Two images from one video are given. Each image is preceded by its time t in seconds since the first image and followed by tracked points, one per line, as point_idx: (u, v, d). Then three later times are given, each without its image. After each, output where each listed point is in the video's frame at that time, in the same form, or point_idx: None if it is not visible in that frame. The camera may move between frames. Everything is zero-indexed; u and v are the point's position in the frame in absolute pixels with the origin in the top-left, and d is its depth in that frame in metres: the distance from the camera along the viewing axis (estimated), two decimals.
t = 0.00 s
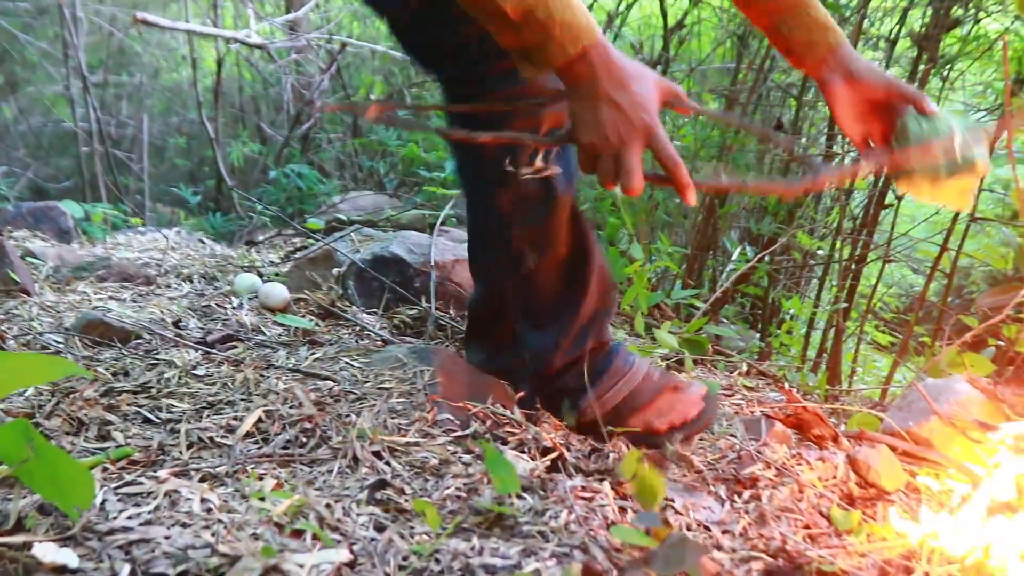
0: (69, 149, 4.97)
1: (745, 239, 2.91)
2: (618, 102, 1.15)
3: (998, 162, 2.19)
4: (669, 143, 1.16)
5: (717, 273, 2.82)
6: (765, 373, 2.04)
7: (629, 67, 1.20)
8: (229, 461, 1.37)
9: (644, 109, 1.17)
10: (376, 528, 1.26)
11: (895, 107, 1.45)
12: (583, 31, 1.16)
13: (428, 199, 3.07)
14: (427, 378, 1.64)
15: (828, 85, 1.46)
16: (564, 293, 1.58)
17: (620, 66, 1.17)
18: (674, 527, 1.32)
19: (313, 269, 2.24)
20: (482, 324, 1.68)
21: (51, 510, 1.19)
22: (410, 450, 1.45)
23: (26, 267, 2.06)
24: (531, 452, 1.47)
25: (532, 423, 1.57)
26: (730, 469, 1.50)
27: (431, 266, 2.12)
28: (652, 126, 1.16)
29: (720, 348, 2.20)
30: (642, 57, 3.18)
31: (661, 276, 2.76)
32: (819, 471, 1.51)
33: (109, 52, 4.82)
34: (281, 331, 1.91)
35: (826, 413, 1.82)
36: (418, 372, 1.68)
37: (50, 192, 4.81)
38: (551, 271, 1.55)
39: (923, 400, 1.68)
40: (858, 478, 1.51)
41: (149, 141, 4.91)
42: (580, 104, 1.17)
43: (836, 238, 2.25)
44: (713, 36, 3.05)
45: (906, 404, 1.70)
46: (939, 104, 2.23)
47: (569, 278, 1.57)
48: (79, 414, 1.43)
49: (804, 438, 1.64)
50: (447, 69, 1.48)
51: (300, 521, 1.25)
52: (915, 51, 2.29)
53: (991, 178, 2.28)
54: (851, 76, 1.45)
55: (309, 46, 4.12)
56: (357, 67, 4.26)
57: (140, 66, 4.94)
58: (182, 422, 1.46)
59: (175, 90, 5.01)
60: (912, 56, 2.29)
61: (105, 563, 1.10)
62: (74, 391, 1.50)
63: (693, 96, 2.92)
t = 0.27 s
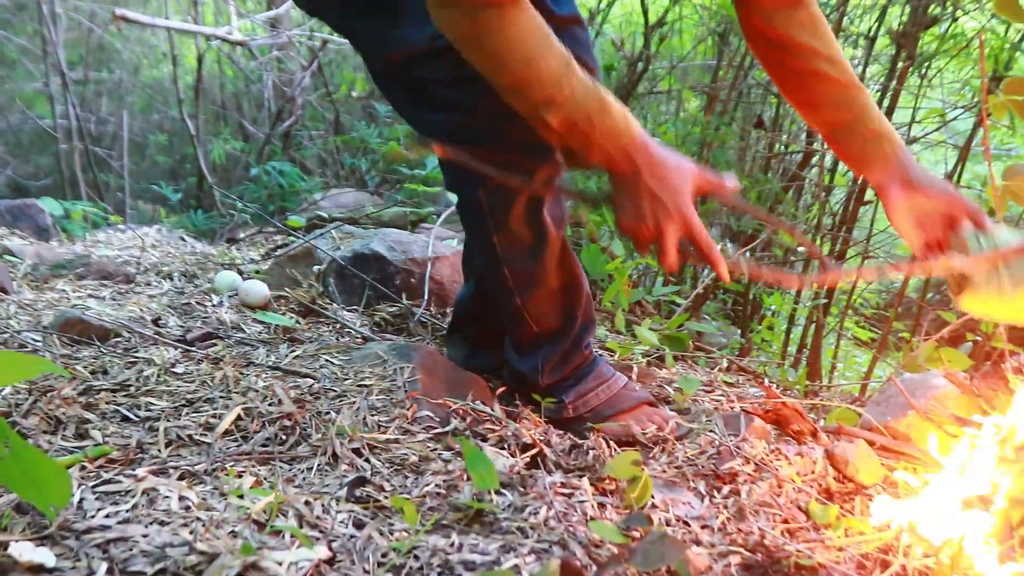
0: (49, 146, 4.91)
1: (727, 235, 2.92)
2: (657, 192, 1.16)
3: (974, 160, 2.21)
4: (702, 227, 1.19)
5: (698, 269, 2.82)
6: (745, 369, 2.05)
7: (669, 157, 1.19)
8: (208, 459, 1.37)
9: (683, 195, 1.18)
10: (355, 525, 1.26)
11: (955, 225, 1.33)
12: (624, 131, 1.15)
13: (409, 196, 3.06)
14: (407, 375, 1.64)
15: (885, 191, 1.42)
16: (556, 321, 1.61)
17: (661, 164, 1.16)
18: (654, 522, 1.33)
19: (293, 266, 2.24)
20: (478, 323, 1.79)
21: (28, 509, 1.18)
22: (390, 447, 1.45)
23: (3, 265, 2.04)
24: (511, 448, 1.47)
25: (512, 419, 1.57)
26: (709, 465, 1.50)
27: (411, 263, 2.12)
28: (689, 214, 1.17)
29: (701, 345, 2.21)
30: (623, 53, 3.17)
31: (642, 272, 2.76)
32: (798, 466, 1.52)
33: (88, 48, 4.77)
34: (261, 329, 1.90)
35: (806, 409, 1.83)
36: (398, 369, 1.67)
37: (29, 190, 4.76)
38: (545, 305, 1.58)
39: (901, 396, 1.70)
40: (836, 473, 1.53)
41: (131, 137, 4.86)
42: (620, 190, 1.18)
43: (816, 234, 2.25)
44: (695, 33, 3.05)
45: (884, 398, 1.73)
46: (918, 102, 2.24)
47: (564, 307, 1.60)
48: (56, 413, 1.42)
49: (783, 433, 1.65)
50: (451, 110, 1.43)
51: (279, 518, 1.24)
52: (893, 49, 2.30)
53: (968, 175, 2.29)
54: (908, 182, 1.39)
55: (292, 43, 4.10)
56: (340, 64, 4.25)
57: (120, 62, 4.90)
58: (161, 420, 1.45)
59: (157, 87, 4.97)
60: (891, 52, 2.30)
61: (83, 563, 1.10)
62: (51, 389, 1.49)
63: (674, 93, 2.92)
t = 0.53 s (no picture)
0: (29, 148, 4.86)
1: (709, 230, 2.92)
2: (707, 289, 1.20)
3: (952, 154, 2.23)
4: (751, 323, 1.24)
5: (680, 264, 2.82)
6: (727, 363, 2.06)
7: (715, 253, 1.21)
8: (188, 459, 1.36)
9: (733, 291, 1.22)
10: (336, 523, 1.26)
11: (999, 310, 1.35)
12: (673, 231, 1.16)
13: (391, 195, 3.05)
14: (388, 373, 1.64)
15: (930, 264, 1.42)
16: (563, 330, 1.56)
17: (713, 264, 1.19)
18: (635, 516, 1.33)
19: (274, 265, 2.23)
20: (469, 326, 1.74)
21: (5, 512, 1.17)
22: (371, 445, 1.45)
23: None
24: (492, 444, 1.47)
25: (493, 416, 1.57)
26: (691, 459, 1.50)
27: (392, 261, 2.11)
28: (738, 310, 1.22)
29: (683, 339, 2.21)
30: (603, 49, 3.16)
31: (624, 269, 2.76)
32: (779, 458, 1.53)
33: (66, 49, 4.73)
34: (242, 329, 1.90)
35: (787, 402, 1.83)
36: (379, 367, 1.67)
37: (9, 192, 4.71)
38: (556, 319, 1.53)
39: (880, 388, 1.72)
40: (817, 464, 1.54)
41: (110, 138, 4.82)
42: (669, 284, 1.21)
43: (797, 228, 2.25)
44: (675, 28, 3.05)
45: (864, 390, 1.74)
46: (896, 95, 2.25)
47: (573, 321, 1.55)
48: (34, 415, 1.41)
49: (764, 426, 1.67)
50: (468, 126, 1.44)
51: (259, 517, 1.24)
52: (871, 43, 2.31)
53: (946, 168, 2.31)
54: (957, 260, 1.38)
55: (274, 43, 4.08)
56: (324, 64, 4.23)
57: (100, 63, 4.86)
58: (140, 420, 1.45)
59: (138, 88, 4.93)
60: (869, 46, 2.30)
61: (61, 565, 1.09)
62: (29, 392, 1.47)
63: (654, 89, 2.92)
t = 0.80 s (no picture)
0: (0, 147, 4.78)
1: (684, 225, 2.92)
2: (717, 306, 1.30)
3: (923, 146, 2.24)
4: (757, 341, 1.34)
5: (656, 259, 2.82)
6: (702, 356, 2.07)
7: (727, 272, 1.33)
8: (159, 458, 1.35)
9: (739, 309, 1.32)
10: (307, 520, 1.25)
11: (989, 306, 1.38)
12: (687, 251, 1.28)
13: (367, 191, 3.04)
14: (361, 369, 1.63)
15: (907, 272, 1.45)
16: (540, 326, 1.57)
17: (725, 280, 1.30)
18: (608, 510, 1.33)
19: (247, 262, 2.22)
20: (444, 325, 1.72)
21: None
22: (344, 442, 1.44)
23: None
24: (465, 439, 1.47)
25: (467, 411, 1.57)
26: (664, 452, 1.51)
27: (365, 257, 2.11)
28: (744, 328, 1.32)
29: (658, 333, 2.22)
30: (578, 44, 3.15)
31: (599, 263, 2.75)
32: (751, 450, 1.54)
33: (38, 45, 4.66)
34: (215, 327, 1.89)
35: (761, 394, 1.84)
36: (353, 362, 1.66)
37: None
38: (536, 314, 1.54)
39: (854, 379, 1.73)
40: (790, 456, 1.55)
41: (83, 135, 4.75)
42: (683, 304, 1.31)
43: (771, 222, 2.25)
44: (649, 23, 3.04)
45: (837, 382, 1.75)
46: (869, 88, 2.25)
47: (555, 314, 1.56)
48: (3, 415, 1.39)
49: (738, 418, 1.67)
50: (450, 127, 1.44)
51: (230, 515, 1.23)
52: (844, 36, 2.31)
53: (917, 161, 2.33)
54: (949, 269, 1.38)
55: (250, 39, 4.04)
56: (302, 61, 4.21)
57: (72, 59, 4.79)
58: (111, 419, 1.44)
59: (112, 84, 4.87)
60: (841, 40, 2.30)
61: (27, 565, 1.08)
62: None
63: (629, 83, 2.91)
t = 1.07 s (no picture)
0: None
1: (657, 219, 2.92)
2: (692, 276, 1.31)
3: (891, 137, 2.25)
4: (731, 315, 1.35)
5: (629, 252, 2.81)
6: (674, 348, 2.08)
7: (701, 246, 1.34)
8: (125, 457, 1.34)
9: (714, 280, 1.33)
10: (275, 517, 1.25)
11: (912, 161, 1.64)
12: (665, 218, 1.28)
13: (339, 187, 3.02)
14: (329, 365, 1.63)
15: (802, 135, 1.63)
16: (504, 318, 1.59)
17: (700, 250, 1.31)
18: (577, 503, 1.33)
19: (217, 260, 2.21)
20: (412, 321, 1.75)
21: None
22: (313, 438, 1.44)
23: None
24: (434, 434, 1.47)
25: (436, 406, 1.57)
26: (635, 445, 1.51)
27: (335, 253, 2.10)
28: (718, 297, 1.33)
29: (631, 327, 2.23)
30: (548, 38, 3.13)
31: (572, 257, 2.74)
32: (721, 441, 1.55)
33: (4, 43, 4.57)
34: (184, 325, 1.87)
35: (732, 386, 1.84)
36: (322, 359, 1.66)
37: None
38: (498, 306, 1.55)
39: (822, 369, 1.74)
40: (759, 447, 1.56)
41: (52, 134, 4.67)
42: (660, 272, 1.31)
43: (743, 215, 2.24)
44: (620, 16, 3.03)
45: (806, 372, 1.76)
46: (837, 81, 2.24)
47: (517, 307, 1.58)
48: None
49: (709, 410, 1.67)
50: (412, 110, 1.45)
51: (198, 512, 1.23)
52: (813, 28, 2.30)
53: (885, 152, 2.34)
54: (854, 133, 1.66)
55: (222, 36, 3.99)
56: (275, 57, 4.18)
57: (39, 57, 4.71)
58: (77, 419, 1.43)
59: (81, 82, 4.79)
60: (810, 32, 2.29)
61: None
62: None
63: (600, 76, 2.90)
